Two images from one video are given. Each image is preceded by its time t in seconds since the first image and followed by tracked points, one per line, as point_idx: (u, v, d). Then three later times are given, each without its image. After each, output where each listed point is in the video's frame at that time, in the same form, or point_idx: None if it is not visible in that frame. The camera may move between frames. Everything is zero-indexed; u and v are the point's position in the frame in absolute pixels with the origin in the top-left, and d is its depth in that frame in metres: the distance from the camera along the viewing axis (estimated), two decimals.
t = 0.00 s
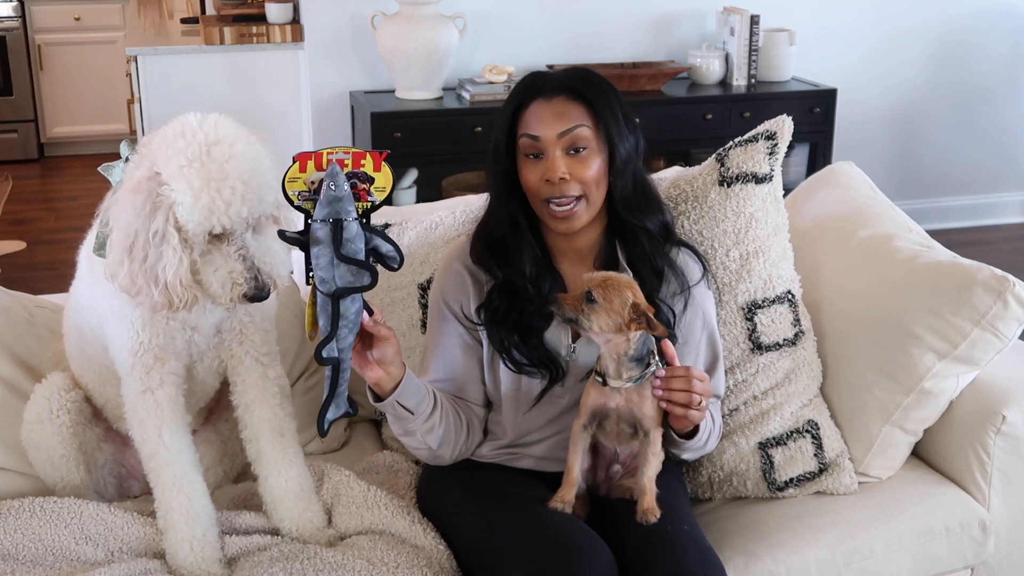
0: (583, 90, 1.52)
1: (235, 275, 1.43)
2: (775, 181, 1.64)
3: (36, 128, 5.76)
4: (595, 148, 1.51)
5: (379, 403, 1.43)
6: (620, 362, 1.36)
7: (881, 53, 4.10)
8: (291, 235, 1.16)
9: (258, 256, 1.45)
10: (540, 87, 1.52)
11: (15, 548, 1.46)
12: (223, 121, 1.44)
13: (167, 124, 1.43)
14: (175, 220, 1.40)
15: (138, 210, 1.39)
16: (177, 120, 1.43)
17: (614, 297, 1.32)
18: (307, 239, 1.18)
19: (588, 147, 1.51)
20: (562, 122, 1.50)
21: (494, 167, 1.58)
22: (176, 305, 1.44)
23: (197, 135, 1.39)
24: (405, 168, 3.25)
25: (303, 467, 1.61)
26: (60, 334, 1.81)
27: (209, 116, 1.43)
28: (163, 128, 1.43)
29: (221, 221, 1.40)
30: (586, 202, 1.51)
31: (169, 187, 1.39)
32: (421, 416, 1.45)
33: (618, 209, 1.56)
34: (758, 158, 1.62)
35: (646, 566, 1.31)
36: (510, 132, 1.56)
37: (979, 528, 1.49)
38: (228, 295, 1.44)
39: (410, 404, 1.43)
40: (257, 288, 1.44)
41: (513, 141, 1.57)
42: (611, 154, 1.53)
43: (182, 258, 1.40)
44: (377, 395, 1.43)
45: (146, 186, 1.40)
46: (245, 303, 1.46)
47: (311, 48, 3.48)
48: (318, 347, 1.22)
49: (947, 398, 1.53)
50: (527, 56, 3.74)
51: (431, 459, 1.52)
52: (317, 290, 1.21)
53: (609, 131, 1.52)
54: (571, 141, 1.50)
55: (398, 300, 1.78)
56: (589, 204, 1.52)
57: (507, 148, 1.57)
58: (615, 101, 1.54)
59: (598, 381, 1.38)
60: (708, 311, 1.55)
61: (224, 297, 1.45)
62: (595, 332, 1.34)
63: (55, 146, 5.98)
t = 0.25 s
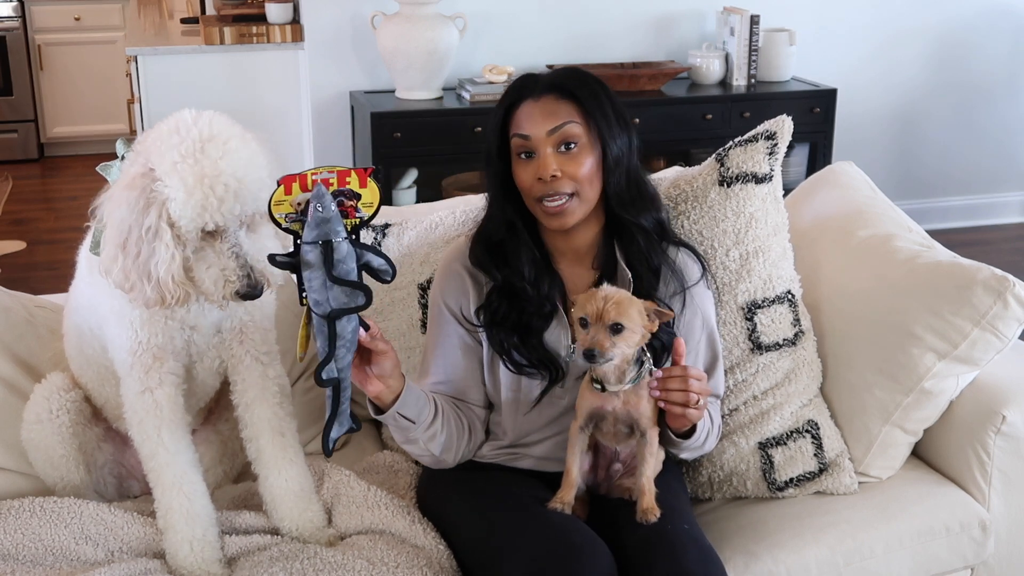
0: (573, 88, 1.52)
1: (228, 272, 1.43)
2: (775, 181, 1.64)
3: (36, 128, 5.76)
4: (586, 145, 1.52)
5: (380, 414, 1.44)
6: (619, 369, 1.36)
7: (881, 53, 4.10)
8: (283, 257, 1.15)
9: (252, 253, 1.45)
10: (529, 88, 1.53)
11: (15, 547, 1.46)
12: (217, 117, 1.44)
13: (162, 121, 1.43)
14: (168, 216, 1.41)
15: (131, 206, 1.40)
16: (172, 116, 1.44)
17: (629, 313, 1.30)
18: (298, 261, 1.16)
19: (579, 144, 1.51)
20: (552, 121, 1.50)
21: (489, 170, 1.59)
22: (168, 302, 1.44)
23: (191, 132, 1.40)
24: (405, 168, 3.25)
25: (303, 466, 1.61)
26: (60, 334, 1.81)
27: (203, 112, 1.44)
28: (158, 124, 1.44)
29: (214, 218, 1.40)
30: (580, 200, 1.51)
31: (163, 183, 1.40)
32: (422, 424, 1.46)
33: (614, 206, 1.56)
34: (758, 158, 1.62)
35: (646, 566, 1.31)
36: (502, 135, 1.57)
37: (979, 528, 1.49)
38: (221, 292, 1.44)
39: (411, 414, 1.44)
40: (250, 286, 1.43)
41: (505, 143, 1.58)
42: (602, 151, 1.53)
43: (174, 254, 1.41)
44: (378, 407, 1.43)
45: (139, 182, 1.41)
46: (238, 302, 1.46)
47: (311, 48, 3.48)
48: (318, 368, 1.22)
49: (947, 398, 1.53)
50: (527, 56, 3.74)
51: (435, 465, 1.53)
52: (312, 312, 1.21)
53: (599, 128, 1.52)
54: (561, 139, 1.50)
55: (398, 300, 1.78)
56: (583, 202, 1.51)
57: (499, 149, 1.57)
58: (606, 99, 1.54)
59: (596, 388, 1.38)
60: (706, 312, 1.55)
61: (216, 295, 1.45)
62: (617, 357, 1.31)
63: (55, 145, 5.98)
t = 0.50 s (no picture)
0: (574, 88, 1.52)
1: (223, 271, 1.44)
2: (774, 181, 1.64)
3: (36, 128, 5.76)
4: (588, 144, 1.51)
5: (383, 418, 1.43)
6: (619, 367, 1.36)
7: (881, 53, 4.10)
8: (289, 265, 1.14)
9: (248, 252, 1.46)
10: (530, 87, 1.53)
11: (15, 547, 1.46)
12: (214, 116, 1.44)
13: (158, 119, 1.44)
14: (164, 214, 1.41)
15: (127, 204, 1.40)
16: (168, 115, 1.44)
17: (640, 307, 1.31)
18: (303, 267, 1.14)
19: (580, 143, 1.51)
20: (553, 120, 1.50)
21: (488, 170, 1.59)
22: (164, 301, 1.44)
23: (187, 130, 1.40)
24: (405, 168, 3.26)
25: (303, 466, 1.61)
26: (60, 334, 1.81)
27: (200, 111, 1.44)
28: (155, 122, 1.44)
29: (208, 217, 1.41)
30: (581, 199, 1.51)
31: (158, 181, 1.40)
32: (425, 427, 1.46)
33: (614, 206, 1.56)
34: (758, 157, 1.62)
35: (646, 566, 1.31)
36: (502, 134, 1.56)
37: (979, 528, 1.49)
38: (216, 291, 1.45)
39: (414, 417, 1.44)
40: (245, 284, 1.45)
41: (505, 142, 1.58)
42: (603, 151, 1.53)
43: (170, 252, 1.41)
44: (381, 412, 1.43)
45: (135, 180, 1.41)
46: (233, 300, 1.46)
47: (311, 48, 3.49)
48: (323, 375, 1.20)
49: (947, 398, 1.53)
50: (527, 56, 3.74)
51: (438, 467, 1.54)
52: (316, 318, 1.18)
53: (600, 128, 1.52)
54: (562, 138, 1.50)
55: (398, 300, 1.78)
56: (584, 201, 1.51)
57: (499, 149, 1.57)
58: (606, 99, 1.54)
59: (598, 390, 1.37)
60: (706, 311, 1.55)
61: (212, 293, 1.45)
62: (633, 351, 1.30)
63: (56, 145, 5.98)
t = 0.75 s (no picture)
0: (576, 88, 1.52)
1: (218, 273, 1.44)
2: (774, 181, 1.64)
3: (36, 128, 5.76)
4: (590, 144, 1.52)
5: (383, 431, 1.43)
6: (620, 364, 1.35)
7: (881, 53, 4.10)
8: (276, 300, 1.13)
9: (242, 254, 1.46)
10: (532, 87, 1.53)
11: (15, 547, 1.46)
12: (209, 118, 1.44)
13: (154, 121, 1.44)
14: (158, 216, 1.42)
15: (121, 206, 1.41)
16: (164, 116, 1.44)
17: (640, 300, 1.31)
18: (291, 303, 1.12)
19: (582, 143, 1.51)
20: (555, 120, 1.50)
21: (489, 169, 1.59)
22: (158, 302, 1.45)
23: (182, 131, 1.40)
24: (405, 168, 3.26)
25: (302, 466, 1.61)
26: (60, 334, 1.81)
27: (196, 112, 1.44)
28: (151, 123, 1.44)
29: (202, 219, 1.41)
30: (582, 199, 1.51)
31: (152, 183, 1.41)
32: (424, 436, 1.46)
33: (615, 207, 1.56)
34: (758, 157, 1.62)
35: (646, 566, 1.31)
36: (504, 134, 1.56)
37: (979, 528, 1.49)
38: (211, 293, 1.45)
39: (413, 428, 1.43)
40: (240, 286, 1.44)
41: (507, 142, 1.57)
42: (605, 151, 1.53)
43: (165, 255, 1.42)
44: (381, 425, 1.42)
45: (130, 182, 1.42)
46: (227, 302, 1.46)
47: (311, 48, 3.49)
48: (324, 403, 1.20)
49: (947, 398, 1.53)
50: (527, 56, 3.74)
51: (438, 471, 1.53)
52: (310, 349, 1.17)
53: (602, 128, 1.52)
54: (564, 138, 1.50)
55: (397, 301, 1.78)
56: (586, 201, 1.51)
57: (500, 149, 1.57)
58: (609, 99, 1.54)
59: (597, 388, 1.37)
60: (706, 311, 1.55)
61: (206, 295, 1.46)
62: (634, 343, 1.30)
63: (56, 146, 5.98)
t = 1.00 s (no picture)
0: (572, 89, 1.52)
1: (215, 275, 1.44)
2: (774, 181, 1.64)
3: (36, 128, 5.76)
4: (586, 145, 1.52)
5: (384, 414, 1.43)
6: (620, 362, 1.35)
7: (881, 53, 4.10)
8: (285, 261, 1.14)
9: (241, 257, 1.46)
10: (528, 88, 1.53)
11: (15, 547, 1.46)
12: (207, 120, 1.44)
13: (151, 123, 1.44)
14: (155, 219, 1.42)
15: (119, 208, 1.41)
16: (160, 119, 1.44)
17: (641, 296, 1.31)
18: (299, 263, 1.14)
19: (579, 144, 1.51)
20: (552, 122, 1.50)
21: (486, 171, 1.59)
22: (157, 305, 1.44)
23: (179, 134, 1.40)
24: (405, 168, 3.26)
25: (302, 466, 1.61)
26: (60, 334, 1.81)
27: (193, 115, 1.44)
28: (148, 126, 1.44)
29: (199, 222, 1.41)
30: (580, 200, 1.51)
31: (150, 186, 1.41)
32: (426, 423, 1.46)
33: (613, 207, 1.56)
34: (758, 157, 1.62)
35: (646, 566, 1.31)
36: (500, 135, 1.56)
37: (979, 528, 1.49)
38: (209, 295, 1.45)
39: (415, 413, 1.43)
40: (238, 288, 1.45)
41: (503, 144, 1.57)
42: (602, 152, 1.53)
43: (164, 257, 1.42)
44: (383, 408, 1.43)
45: (127, 185, 1.42)
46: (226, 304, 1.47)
47: (311, 48, 3.49)
48: (328, 369, 1.20)
49: (947, 398, 1.53)
50: (527, 56, 3.74)
51: (438, 466, 1.53)
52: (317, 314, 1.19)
53: (598, 129, 1.52)
54: (561, 139, 1.50)
55: (397, 300, 1.78)
56: (584, 202, 1.51)
57: (497, 151, 1.57)
58: (604, 99, 1.55)
59: (596, 386, 1.37)
60: (705, 311, 1.55)
61: (203, 297, 1.45)
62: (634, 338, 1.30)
63: (56, 146, 5.98)
